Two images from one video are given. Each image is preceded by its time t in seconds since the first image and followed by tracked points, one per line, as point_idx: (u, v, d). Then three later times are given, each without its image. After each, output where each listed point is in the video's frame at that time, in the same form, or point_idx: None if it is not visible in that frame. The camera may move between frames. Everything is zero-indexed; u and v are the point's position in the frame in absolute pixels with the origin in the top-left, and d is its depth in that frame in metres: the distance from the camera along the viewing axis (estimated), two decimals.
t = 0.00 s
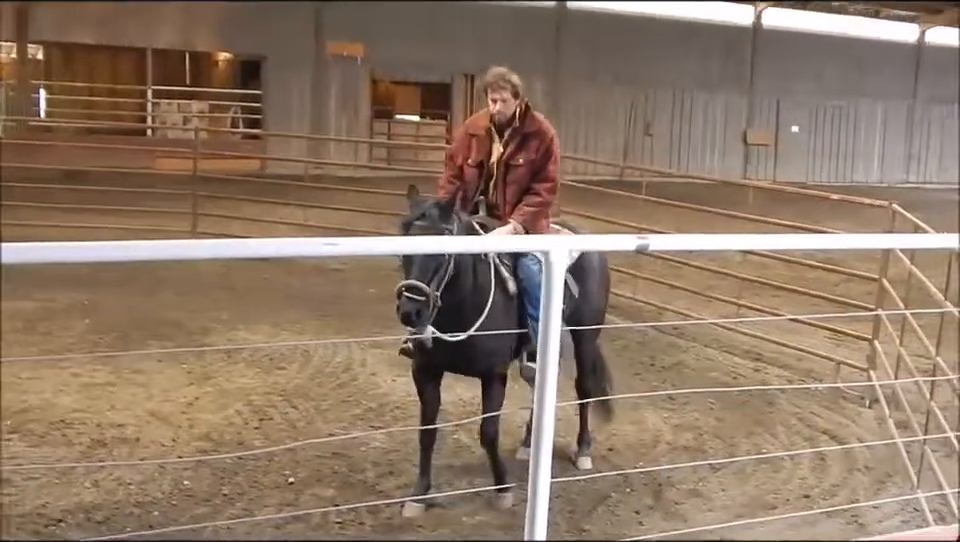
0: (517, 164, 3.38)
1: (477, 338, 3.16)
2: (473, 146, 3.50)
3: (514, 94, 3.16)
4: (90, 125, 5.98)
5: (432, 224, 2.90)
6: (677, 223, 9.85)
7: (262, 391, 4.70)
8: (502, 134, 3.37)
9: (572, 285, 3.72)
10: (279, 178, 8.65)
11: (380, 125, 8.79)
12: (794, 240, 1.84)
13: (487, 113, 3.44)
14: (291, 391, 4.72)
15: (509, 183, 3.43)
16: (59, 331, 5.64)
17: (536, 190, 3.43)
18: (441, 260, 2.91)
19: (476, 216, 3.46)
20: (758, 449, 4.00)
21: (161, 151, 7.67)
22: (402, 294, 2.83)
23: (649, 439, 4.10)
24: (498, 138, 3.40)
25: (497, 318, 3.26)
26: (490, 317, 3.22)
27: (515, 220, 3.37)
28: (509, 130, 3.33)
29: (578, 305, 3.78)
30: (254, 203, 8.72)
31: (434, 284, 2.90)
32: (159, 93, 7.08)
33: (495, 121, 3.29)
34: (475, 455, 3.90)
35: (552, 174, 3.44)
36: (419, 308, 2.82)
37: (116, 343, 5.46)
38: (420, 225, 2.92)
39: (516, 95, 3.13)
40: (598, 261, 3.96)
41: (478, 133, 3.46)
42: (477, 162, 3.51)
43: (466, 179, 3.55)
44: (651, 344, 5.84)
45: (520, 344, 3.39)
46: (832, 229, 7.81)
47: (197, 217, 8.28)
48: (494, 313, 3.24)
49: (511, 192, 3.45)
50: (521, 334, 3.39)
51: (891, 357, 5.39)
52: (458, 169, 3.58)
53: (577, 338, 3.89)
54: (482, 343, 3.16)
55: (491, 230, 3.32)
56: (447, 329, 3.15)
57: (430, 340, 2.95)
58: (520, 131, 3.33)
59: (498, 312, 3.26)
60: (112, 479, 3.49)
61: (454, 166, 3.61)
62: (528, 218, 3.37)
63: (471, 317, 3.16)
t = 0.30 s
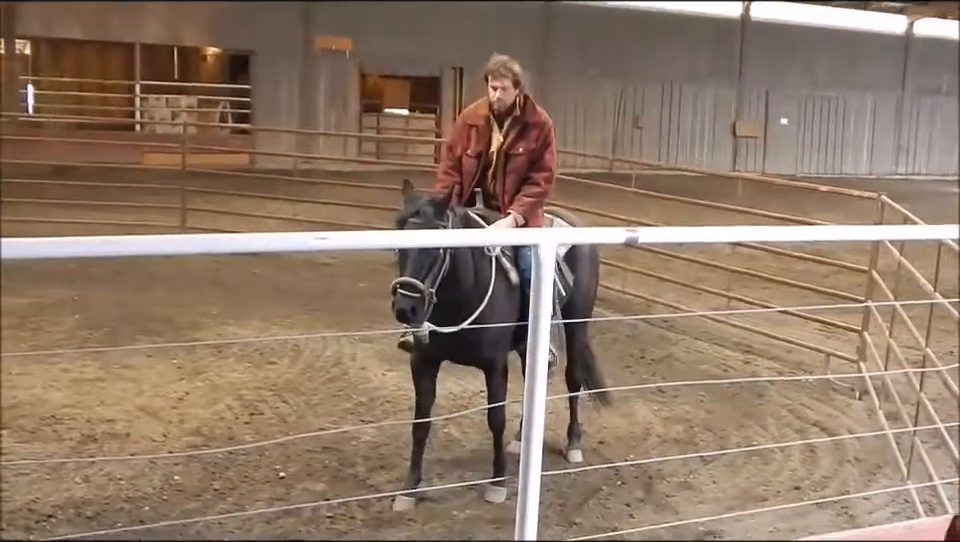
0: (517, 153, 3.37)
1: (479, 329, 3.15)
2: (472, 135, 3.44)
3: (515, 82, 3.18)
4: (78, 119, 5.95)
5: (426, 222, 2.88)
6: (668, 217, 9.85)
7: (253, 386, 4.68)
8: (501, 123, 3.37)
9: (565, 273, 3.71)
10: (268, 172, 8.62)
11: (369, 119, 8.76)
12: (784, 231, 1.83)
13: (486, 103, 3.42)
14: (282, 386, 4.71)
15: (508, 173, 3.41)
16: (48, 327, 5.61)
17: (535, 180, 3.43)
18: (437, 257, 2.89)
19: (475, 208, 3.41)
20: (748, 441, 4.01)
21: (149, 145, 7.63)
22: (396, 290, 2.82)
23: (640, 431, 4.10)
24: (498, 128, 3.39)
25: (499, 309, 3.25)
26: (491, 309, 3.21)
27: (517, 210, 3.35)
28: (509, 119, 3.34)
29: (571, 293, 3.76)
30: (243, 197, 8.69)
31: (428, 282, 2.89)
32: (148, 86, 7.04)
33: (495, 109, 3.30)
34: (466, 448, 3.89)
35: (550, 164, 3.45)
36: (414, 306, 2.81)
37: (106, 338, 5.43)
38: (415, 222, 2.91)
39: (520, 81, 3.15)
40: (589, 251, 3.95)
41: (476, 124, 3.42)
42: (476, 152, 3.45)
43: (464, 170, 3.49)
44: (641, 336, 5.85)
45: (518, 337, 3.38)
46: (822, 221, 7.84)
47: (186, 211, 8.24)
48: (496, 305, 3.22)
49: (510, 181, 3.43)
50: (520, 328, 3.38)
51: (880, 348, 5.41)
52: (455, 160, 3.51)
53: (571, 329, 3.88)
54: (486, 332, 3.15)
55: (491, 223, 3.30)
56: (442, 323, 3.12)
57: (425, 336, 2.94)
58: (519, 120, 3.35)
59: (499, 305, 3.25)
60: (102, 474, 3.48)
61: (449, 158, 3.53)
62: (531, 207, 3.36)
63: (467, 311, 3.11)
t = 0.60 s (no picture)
0: (512, 148, 3.37)
1: (478, 326, 3.14)
2: (466, 131, 3.43)
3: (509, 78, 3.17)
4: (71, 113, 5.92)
5: (425, 217, 2.88)
6: (662, 211, 9.85)
7: (246, 381, 4.67)
8: (496, 118, 3.36)
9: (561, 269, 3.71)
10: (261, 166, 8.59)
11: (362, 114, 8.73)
12: (778, 225, 1.83)
13: (479, 97, 3.40)
14: (275, 381, 4.70)
15: (505, 168, 3.42)
16: (41, 322, 5.59)
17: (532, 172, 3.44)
18: (435, 252, 2.89)
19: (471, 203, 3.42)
20: (742, 435, 4.02)
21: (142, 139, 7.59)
22: (395, 286, 2.81)
23: (634, 425, 4.10)
24: (492, 123, 3.38)
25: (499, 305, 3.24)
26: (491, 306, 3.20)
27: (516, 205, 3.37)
28: (503, 115, 3.34)
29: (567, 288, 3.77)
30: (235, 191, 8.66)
31: (427, 277, 2.88)
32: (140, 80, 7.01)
33: (490, 106, 3.29)
34: (459, 443, 3.89)
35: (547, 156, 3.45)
36: (413, 300, 2.81)
37: (99, 333, 5.42)
38: (413, 217, 2.90)
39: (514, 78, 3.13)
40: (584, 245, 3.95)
41: (470, 119, 3.41)
42: (470, 148, 3.45)
43: (459, 165, 3.49)
44: (635, 331, 5.85)
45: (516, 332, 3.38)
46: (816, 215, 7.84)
47: (179, 206, 8.21)
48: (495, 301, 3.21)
49: (507, 176, 3.44)
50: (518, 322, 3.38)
51: (873, 342, 5.43)
52: (449, 156, 3.51)
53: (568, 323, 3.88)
54: (484, 329, 3.15)
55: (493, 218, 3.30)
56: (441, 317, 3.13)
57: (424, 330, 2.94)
58: (513, 115, 3.34)
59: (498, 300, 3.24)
60: (96, 469, 3.47)
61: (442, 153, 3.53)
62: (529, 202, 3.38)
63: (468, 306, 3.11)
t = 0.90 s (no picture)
0: (510, 141, 3.37)
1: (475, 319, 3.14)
2: (462, 126, 3.42)
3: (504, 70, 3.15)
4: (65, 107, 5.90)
5: (423, 211, 2.87)
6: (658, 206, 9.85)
7: (241, 375, 4.67)
8: (492, 112, 3.36)
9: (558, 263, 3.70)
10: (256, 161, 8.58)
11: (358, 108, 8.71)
12: (773, 220, 1.82)
13: (475, 92, 3.40)
14: (270, 375, 4.69)
15: (503, 161, 3.41)
16: (36, 316, 5.58)
17: (530, 165, 3.44)
18: (433, 245, 2.88)
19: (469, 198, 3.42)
20: (736, 429, 4.02)
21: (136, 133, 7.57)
22: (394, 279, 2.80)
23: (629, 420, 4.11)
24: (489, 118, 3.37)
25: (497, 298, 3.23)
26: (489, 298, 3.20)
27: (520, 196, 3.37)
28: (500, 108, 3.34)
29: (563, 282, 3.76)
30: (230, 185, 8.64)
31: (425, 270, 2.87)
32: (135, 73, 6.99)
33: (486, 99, 3.28)
34: (454, 437, 3.89)
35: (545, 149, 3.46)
36: (411, 293, 2.80)
37: (94, 327, 5.40)
38: (411, 211, 2.89)
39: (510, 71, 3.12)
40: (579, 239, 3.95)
41: (466, 114, 3.41)
42: (466, 142, 3.44)
43: (455, 160, 3.48)
44: (629, 325, 5.86)
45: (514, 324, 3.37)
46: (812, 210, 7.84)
47: (174, 200, 8.19)
48: (493, 294, 3.21)
49: (505, 169, 3.43)
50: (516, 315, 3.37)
51: (868, 337, 5.44)
52: (445, 151, 3.50)
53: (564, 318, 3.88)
54: (481, 323, 3.14)
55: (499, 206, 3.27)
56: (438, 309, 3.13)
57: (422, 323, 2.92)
58: (510, 109, 3.34)
59: (496, 293, 3.23)
60: (91, 463, 3.46)
61: (438, 149, 3.51)
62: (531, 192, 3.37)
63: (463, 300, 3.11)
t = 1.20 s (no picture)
0: (511, 140, 3.42)
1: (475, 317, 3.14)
2: (460, 125, 3.43)
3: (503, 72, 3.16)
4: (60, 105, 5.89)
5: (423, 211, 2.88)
6: (654, 205, 9.85)
7: (236, 374, 4.66)
8: (492, 112, 3.38)
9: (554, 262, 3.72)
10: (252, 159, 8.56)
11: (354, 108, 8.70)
12: (769, 219, 1.82)
13: (472, 90, 3.41)
14: (266, 374, 4.68)
15: (505, 160, 3.48)
16: (31, 314, 5.56)
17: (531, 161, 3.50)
18: (434, 245, 2.89)
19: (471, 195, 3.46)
20: (732, 429, 4.02)
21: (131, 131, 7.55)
22: (394, 279, 2.82)
23: (625, 419, 4.10)
24: (487, 117, 3.40)
25: (498, 297, 3.23)
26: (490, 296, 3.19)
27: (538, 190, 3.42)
28: (500, 108, 3.37)
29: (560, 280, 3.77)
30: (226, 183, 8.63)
31: (426, 269, 2.89)
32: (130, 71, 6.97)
33: (486, 101, 3.30)
34: (450, 436, 3.88)
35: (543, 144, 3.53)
36: (411, 293, 2.82)
37: (90, 325, 5.39)
38: (413, 210, 2.90)
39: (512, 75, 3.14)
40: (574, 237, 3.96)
41: (464, 113, 3.41)
42: (465, 141, 3.45)
43: (453, 159, 3.49)
44: (626, 324, 5.86)
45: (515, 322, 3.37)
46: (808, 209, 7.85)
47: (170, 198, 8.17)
48: (494, 292, 3.21)
49: (507, 167, 3.50)
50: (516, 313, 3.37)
51: (864, 336, 5.45)
52: (442, 149, 3.50)
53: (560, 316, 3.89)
54: (481, 321, 3.14)
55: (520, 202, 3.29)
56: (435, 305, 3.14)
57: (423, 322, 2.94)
58: (510, 108, 3.38)
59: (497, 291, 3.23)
60: (86, 462, 3.45)
61: (435, 146, 3.51)
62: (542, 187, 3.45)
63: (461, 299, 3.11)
